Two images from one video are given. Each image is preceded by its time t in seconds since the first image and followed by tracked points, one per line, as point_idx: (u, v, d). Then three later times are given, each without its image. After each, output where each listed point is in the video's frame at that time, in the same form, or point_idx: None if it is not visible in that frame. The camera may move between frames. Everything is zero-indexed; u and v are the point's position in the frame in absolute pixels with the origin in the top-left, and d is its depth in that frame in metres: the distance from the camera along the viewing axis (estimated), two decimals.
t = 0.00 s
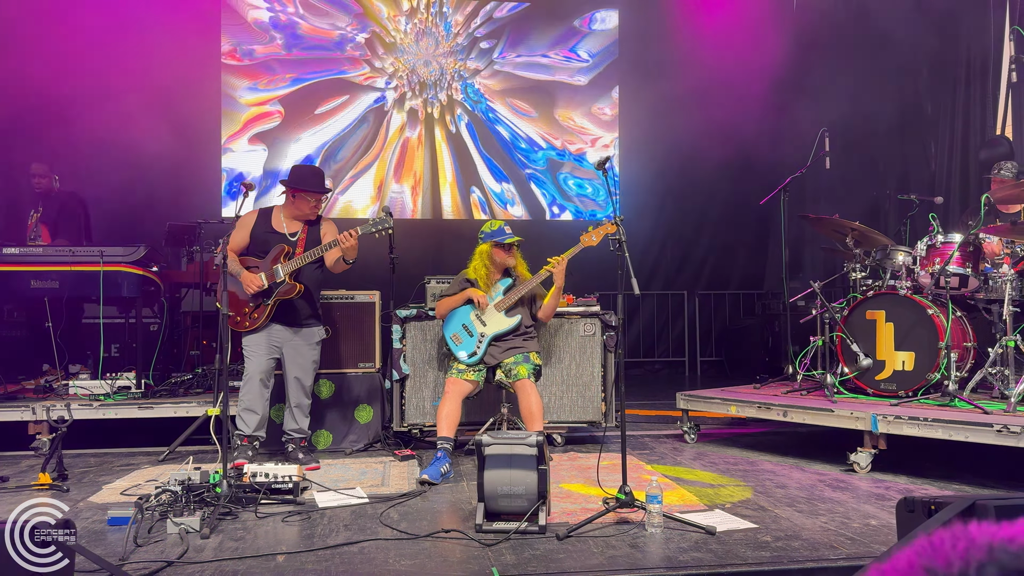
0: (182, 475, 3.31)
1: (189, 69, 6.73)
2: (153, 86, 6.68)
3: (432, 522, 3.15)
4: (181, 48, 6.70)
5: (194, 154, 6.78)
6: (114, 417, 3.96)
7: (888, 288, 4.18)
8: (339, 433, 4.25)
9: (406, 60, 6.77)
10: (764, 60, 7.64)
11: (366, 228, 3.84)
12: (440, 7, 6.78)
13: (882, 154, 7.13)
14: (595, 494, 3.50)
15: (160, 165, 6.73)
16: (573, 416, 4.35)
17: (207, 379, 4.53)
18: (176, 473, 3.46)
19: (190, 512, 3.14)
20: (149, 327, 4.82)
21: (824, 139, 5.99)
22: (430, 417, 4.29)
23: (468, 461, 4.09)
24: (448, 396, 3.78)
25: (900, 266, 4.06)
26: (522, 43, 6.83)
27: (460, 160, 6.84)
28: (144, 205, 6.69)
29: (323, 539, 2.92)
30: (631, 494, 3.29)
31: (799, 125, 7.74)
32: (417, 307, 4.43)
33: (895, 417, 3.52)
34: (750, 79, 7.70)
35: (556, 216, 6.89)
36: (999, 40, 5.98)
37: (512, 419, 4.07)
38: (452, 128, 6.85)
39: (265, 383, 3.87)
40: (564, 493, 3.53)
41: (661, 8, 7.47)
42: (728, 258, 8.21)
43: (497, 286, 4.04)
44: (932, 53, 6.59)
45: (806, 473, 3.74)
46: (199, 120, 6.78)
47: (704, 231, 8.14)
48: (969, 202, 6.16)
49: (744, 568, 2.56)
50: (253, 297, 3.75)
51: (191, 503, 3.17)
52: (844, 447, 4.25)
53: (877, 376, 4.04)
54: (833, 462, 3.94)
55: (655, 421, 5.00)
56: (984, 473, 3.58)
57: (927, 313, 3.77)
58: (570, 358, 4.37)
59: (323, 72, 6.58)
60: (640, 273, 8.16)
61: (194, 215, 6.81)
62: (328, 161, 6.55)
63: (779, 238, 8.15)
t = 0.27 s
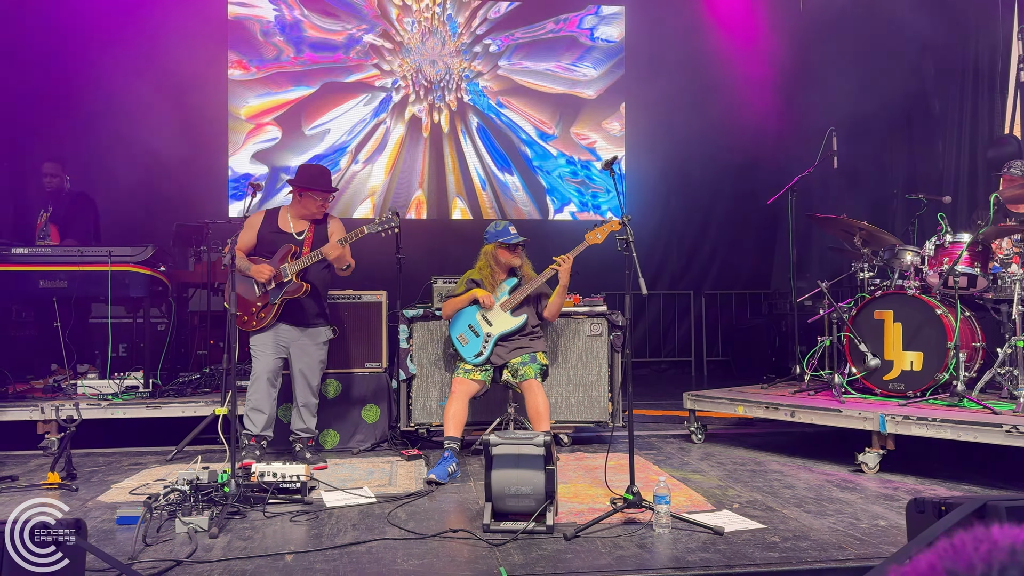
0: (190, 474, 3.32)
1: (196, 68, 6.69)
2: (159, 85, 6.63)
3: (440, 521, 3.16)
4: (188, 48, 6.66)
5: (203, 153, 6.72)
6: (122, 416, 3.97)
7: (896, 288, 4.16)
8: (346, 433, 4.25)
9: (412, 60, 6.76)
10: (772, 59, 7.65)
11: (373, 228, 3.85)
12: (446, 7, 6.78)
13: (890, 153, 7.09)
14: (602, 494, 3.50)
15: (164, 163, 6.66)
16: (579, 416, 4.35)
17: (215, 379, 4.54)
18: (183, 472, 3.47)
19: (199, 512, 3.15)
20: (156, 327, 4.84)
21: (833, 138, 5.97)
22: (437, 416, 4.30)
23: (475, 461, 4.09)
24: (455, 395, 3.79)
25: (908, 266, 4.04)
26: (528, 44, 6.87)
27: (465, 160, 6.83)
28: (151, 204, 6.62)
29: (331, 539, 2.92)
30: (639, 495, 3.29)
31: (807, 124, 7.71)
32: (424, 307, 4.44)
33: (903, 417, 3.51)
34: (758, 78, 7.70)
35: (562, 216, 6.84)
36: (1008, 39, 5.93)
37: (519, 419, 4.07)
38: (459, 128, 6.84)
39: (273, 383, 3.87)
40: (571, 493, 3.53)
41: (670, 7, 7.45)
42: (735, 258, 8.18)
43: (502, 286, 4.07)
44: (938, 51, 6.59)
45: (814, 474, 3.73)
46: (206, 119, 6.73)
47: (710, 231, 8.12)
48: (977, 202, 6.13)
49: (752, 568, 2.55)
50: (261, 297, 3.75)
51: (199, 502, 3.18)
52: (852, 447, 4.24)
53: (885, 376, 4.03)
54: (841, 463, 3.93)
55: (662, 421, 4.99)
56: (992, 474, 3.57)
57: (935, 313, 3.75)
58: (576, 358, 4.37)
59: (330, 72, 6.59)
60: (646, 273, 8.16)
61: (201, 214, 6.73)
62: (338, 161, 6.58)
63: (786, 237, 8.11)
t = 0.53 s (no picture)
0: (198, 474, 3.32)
1: (202, 68, 6.69)
2: (166, 85, 6.64)
3: (448, 521, 3.16)
4: (195, 48, 6.67)
5: (210, 153, 6.72)
6: (131, 415, 3.98)
7: (905, 288, 4.15)
8: (354, 433, 4.26)
9: (418, 60, 6.76)
10: (784, 55, 7.55)
11: (382, 228, 3.85)
12: (452, 7, 6.78)
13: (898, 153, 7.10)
14: (611, 494, 3.49)
15: (169, 163, 6.65)
16: (587, 416, 4.35)
17: (222, 379, 4.54)
18: (192, 472, 3.48)
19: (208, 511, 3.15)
20: (164, 326, 4.85)
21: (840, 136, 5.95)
22: (444, 416, 4.30)
23: (483, 461, 4.09)
24: (463, 395, 3.79)
25: (917, 265, 4.03)
26: (533, 42, 6.89)
27: (471, 159, 6.82)
28: (158, 204, 6.63)
29: (340, 538, 2.92)
30: (648, 495, 3.28)
31: (813, 124, 7.69)
32: (432, 306, 4.44)
33: (912, 418, 3.50)
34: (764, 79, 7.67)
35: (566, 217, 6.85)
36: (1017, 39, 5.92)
37: (527, 419, 4.07)
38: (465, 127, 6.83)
39: (281, 382, 3.88)
40: (579, 493, 3.53)
41: (677, 7, 7.37)
42: (741, 257, 8.16)
43: (509, 287, 4.05)
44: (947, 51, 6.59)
45: (823, 474, 3.72)
46: (213, 119, 6.73)
47: (716, 230, 8.09)
48: (985, 202, 6.11)
49: (762, 569, 2.55)
50: (269, 296, 3.76)
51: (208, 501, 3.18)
52: (860, 447, 4.23)
53: (894, 376, 4.02)
54: (850, 463, 3.92)
55: (669, 421, 4.99)
56: (1002, 475, 3.56)
57: (944, 313, 3.74)
58: (584, 358, 4.37)
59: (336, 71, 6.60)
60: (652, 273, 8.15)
61: (208, 213, 6.74)
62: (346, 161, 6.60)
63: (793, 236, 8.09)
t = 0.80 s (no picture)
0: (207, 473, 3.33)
1: (209, 68, 6.70)
2: (173, 85, 6.64)
3: (457, 521, 3.16)
4: (202, 48, 6.69)
5: (217, 153, 6.74)
6: (139, 415, 3.99)
7: (914, 288, 4.15)
8: (361, 433, 4.26)
9: (425, 60, 6.77)
10: (794, 52, 7.50)
11: (390, 229, 3.85)
12: (458, 7, 6.77)
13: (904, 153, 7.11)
14: (619, 495, 3.49)
15: (175, 161, 6.65)
16: (594, 416, 4.34)
17: (230, 379, 4.55)
18: (201, 471, 3.48)
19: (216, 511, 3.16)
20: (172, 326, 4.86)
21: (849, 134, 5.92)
22: (451, 416, 4.30)
23: (490, 461, 4.09)
24: (471, 394, 3.79)
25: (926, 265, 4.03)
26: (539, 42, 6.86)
27: (477, 159, 6.82)
28: (164, 204, 6.64)
29: (349, 538, 2.92)
30: (656, 495, 3.28)
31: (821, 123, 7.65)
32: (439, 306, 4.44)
33: (921, 418, 3.48)
34: (772, 77, 7.60)
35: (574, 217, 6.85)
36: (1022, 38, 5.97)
37: (534, 419, 4.07)
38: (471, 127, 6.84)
39: (289, 382, 3.88)
40: (587, 493, 3.52)
41: (683, 7, 7.37)
42: (747, 257, 8.14)
43: (517, 286, 4.07)
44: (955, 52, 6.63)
45: (832, 474, 3.71)
46: (219, 119, 6.74)
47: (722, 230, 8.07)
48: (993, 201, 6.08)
49: (771, 569, 2.54)
50: (277, 297, 3.77)
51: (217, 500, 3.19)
52: (868, 447, 4.22)
53: (902, 376, 4.00)
54: (859, 463, 3.91)
55: (676, 422, 4.98)
56: (1012, 475, 3.54)
57: (954, 313, 3.72)
58: (591, 358, 4.36)
59: (343, 71, 6.61)
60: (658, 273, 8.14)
61: (214, 213, 6.75)
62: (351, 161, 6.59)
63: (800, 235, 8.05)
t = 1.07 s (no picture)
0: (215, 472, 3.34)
1: (215, 69, 6.72)
2: (180, 86, 6.66)
3: (464, 521, 3.16)
4: (209, 49, 6.70)
5: (223, 153, 6.75)
6: (147, 414, 4.01)
7: (922, 287, 4.13)
8: (369, 432, 4.27)
9: (431, 59, 6.77)
10: (802, 53, 7.44)
11: (396, 229, 3.86)
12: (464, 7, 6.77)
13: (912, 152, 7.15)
14: (626, 495, 3.49)
15: (181, 162, 6.67)
16: (601, 416, 4.34)
17: (238, 378, 4.56)
18: (209, 471, 3.49)
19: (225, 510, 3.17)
20: (180, 326, 4.88)
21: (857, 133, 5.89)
22: (458, 416, 4.30)
23: (497, 461, 4.09)
24: (478, 394, 3.79)
25: (935, 265, 4.02)
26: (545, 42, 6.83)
27: (483, 159, 6.82)
28: (171, 204, 6.66)
29: (357, 537, 2.93)
30: (664, 496, 3.27)
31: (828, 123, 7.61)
32: (446, 306, 4.45)
33: (930, 418, 3.47)
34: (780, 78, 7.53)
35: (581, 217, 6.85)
36: None
37: (541, 419, 4.07)
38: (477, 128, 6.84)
39: (297, 382, 3.89)
40: (595, 493, 3.53)
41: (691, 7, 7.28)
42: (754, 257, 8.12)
43: (524, 285, 4.07)
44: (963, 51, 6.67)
45: (840, 474, 3.70)
46: (226, 120, 6.75)
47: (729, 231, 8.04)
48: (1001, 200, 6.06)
49: (779, 570, 2.53)
50: (284, 298, 3.78)
51: (225, 499, 3.20)
52: (877, 447, 4.21)
53: (911, 376, 3.99)
54: (867, 463, 3.90)
55: (684, 422, 4.97)
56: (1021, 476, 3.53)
57: (962, 313, 3.71)
58: (598, 358, 4.36)
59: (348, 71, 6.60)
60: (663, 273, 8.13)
61: (221, 214, 6.77)
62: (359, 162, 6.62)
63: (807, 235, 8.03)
